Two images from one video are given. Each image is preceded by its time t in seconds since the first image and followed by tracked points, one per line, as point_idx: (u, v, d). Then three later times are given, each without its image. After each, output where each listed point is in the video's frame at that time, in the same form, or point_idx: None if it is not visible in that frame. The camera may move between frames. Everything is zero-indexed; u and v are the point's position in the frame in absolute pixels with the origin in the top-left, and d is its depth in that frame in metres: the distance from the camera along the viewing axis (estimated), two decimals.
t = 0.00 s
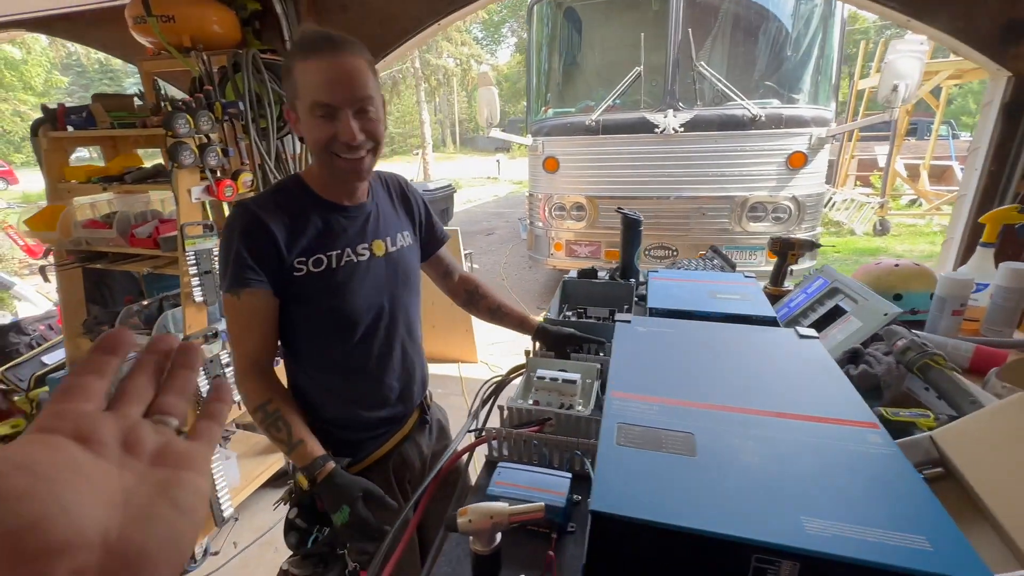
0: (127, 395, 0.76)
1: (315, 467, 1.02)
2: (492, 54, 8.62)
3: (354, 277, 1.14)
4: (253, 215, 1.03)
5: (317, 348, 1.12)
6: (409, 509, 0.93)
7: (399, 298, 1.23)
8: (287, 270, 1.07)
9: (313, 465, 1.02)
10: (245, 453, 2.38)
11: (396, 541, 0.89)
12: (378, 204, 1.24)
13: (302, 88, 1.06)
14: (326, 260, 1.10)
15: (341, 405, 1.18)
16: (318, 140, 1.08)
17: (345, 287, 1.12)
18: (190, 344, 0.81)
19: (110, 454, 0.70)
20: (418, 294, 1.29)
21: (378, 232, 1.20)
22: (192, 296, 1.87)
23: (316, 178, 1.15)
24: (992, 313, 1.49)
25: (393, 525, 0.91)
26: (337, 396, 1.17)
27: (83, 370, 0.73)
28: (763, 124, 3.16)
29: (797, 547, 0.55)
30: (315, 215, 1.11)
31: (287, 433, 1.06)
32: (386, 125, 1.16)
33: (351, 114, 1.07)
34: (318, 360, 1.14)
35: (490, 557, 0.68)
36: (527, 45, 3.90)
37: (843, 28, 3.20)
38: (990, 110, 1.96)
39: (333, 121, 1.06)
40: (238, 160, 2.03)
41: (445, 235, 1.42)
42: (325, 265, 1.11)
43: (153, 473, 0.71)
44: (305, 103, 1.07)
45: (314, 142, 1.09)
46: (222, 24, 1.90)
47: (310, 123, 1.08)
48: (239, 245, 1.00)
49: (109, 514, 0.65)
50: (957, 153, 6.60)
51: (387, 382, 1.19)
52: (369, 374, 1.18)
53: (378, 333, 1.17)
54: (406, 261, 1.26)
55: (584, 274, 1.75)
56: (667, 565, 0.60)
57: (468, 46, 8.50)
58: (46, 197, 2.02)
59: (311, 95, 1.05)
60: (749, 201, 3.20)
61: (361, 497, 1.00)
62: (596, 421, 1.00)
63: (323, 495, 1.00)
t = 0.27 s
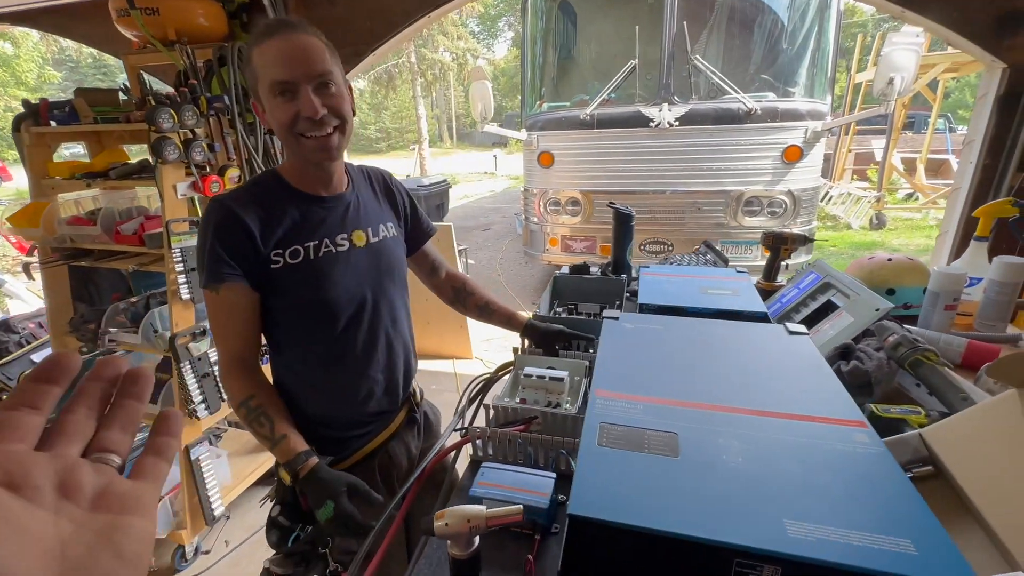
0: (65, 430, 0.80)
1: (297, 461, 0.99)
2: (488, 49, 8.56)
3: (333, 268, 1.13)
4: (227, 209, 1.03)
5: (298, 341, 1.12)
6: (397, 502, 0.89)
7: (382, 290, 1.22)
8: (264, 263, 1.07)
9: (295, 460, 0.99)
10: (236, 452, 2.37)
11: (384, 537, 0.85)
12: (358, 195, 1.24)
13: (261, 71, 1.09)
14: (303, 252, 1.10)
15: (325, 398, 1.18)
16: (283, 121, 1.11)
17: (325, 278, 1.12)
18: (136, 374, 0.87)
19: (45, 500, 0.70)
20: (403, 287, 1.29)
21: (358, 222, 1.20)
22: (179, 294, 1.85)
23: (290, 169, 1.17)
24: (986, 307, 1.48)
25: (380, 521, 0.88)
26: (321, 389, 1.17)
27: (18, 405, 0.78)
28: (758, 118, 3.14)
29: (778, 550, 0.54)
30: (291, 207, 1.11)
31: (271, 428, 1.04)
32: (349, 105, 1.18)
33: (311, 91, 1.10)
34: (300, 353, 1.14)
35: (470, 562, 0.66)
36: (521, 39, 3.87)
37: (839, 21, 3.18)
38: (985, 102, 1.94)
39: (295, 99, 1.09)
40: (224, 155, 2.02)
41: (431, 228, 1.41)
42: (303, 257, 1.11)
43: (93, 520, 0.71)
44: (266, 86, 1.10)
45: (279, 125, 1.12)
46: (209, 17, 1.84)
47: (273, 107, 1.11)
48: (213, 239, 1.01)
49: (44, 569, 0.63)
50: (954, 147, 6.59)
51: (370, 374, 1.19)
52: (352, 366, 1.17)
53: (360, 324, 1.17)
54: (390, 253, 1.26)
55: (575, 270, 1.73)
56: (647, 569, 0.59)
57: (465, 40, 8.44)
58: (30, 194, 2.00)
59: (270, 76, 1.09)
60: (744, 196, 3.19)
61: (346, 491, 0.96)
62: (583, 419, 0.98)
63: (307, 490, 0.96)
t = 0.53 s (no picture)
0: (58, 442, 0.83)
1: (255, 468, 0.95)
2: (465, 42, 8.46)
3: (304, 267, 1.10)
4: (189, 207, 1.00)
5: (267, 342, 1.09)
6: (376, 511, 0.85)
7: (356, 288, 1.19)
8: (229, 263, 1.03)
9: (252, 466, 0.96)
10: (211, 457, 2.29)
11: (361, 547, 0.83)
12: (331, 190, 1.20)
13: (234, 62, 1.03)
14: (271, 251, 1.07)
15: (299, 401, 1.14)
16: (259, 116, 1.05)
17: (294, 277, 1.08)
18: (143, 381, 0.89)
19: (33, 520, 0.74)
20: (379, 284, 1.25)
21: (330, 219, 1.16)
22: (145, 295, 1.79)
23: (261, 165, 1.11)
24: (960, 296, 1.50)
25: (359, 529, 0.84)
26: (294, 392, 1.13)
27: (17, 410, 0.80)
28: (736, 111, 3.16)
29: (778, 553, 0.52)
30: (258, 205, 1.07)
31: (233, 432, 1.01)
32: (324, 100, 1.14)
33: (291, 85, 1.05)
34: (271, 355, 1.10)
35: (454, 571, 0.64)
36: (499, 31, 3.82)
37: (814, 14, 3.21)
38: (957, 94, 1.97)
39: (273, 93, 1.04)
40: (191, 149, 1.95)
41: (409, 222, 1.37)
42: (271, 257, 1.07)
43: (80, 542, 0.76)
44: (239, 78, 1.04)
45: (254, 120, 1.06)
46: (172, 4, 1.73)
47: (247, 101, 1.05)
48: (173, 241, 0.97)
49: None
50: (922, 140, 6.76)
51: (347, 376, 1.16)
52: (325, 367, 1.14)
53: (334, 324, 1.13)
54: (365, 250, 1.22)
55: (557, 264, 1.71)
56: None
57: (441, 33, 8.33)
58: None
59: (245, 68, 1.03)
60: (723, 188, 3.20)
61: (303, 501, 0.92)
62: (570, 418, 0.96)
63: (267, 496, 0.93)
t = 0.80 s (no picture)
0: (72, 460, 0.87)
1: (213, 492, 0.87)
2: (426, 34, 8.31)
3: (272, 272, 1.04)
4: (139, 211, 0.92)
5: (235, 352, 1.02)
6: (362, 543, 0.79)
7: (329, 290, 1.13)
8: (188, 269, 0.97)
9: (212, 490, 0.87)
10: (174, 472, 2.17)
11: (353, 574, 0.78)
12: (298, 189, 1.14)
13: (271, 61, 0.93)
14: (234, 256, 1.01)
15: (272, 412, 1.08)
16: (282, 122, 0.97)
17: (262, 283, 1.03)
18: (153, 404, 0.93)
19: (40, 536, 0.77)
20: (352, 286, 1.20)
21: (298, 219, 1.11)
22: (94, 304, 1.66)
23: (244, 163, 1.02)
24: (926, 285, 1.55)
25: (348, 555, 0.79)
26: (266, 402, 1.07)
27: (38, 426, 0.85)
28: (702, 105, 3.20)
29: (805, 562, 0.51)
30: (221, 207, 1.01)
31: (188, 452, 0.92)
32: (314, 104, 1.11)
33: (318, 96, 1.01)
34: (239, 364, 1.04)
35: None
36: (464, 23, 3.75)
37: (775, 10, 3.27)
38: (915, 89, 2.03)
39: (305, 103, 0.98)
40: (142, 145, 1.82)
41: (380, 221, 1.32)
42: (235, 262, 1.01)
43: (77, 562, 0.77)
44: (271, 79, 0.94)
45: (274, 124, 0.97)
46: None
47: (272, 103, 0.95)
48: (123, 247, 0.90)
49: None
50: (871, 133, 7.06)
51: (323, 383, 1.10)
52: (300, 375, 1.08)
53: (309, 330, 1.08)
54: (336, 250, 1.17)
55: (537, 260, 1.68)
56: None
57: (402, 25, 8.16)
58: None
59: (284, 72, 0.94)
60: (691, 181, 3.24)
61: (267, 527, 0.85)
62: (565, 421, 0.93)
63: (228, 523, 0.86)
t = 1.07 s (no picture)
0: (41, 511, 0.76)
1: (224, 531, 0.82)
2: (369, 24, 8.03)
3: (276, 285, 0.99)
4: (131, 218, 0.83)
5: (235, 371, 0.96)
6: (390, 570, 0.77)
7: (328, 302, 1.09)
8: (185, 283, 0.89)
9: (222, 529, 0.82)
10: (128, 501, 1.99)
11: None
12: (292, 193, 1.07)
13: (307, 63, 0.87)
14: (236, 267, 0.94)
15: (274, 431, 1.04)
16: (307, 126, 0.92)
17: (265, 296, 0.97)
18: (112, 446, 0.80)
19: None
20: (348, 297, 1.16)
21: (297, 226, 1.05)
22: (30, 324, 1.48)
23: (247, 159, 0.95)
24: (895, 271, 1.62)
25: None
26: (270, 420, 1.03)
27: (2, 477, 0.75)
28: (661, 98, 3.23)
29: None
30: (217, 212, 0.93)
31: (184, 490, 0.84)
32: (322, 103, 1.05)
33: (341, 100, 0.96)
34: (237, 383, 0.98)
35: None
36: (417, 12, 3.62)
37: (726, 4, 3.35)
38: (869, 83, 2.12)
39: (330, 109, 0.93)
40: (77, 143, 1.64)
41: (370, 227, 1.26)
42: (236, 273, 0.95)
43: None
44: (304, 80, 0.88)
45: (297, 128, 0.91)
46: None
47: (300, 106, 0.89)
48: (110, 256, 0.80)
49: None
50: (806, 124, 7.42)
51: (326, 400, 1.07)
52: (305, 392, 1.04)
53: (313, 347, 1.04)
54: (333, 258, 1.12)
55: (520, 259, 1.64)
56: None
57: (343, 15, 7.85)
58: None
59: (320, 75, 0.88)
60: (652, 173, 3.28)
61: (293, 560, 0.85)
62: (583, 429, 0.90)
63: (242, 565, 0.82)
